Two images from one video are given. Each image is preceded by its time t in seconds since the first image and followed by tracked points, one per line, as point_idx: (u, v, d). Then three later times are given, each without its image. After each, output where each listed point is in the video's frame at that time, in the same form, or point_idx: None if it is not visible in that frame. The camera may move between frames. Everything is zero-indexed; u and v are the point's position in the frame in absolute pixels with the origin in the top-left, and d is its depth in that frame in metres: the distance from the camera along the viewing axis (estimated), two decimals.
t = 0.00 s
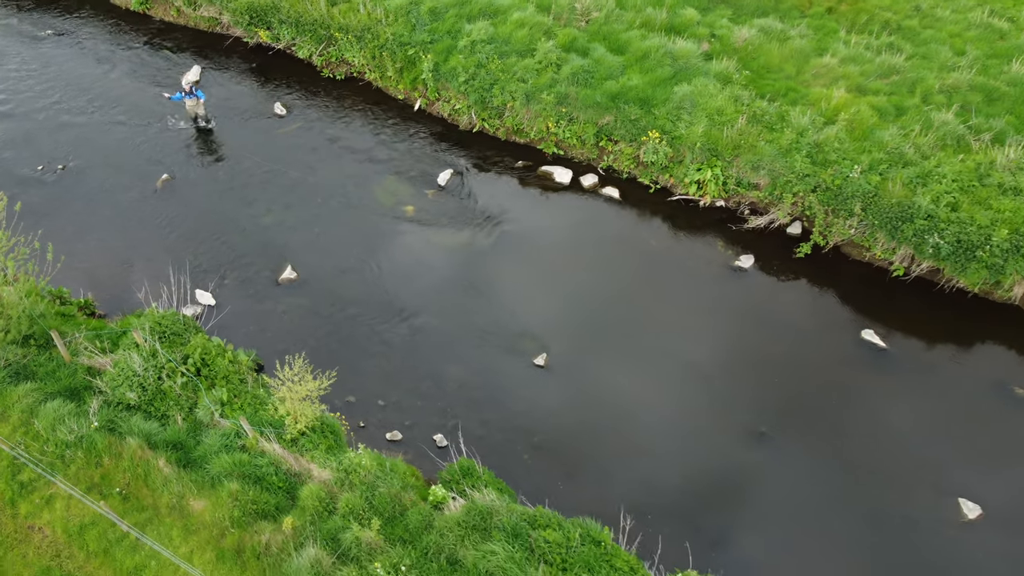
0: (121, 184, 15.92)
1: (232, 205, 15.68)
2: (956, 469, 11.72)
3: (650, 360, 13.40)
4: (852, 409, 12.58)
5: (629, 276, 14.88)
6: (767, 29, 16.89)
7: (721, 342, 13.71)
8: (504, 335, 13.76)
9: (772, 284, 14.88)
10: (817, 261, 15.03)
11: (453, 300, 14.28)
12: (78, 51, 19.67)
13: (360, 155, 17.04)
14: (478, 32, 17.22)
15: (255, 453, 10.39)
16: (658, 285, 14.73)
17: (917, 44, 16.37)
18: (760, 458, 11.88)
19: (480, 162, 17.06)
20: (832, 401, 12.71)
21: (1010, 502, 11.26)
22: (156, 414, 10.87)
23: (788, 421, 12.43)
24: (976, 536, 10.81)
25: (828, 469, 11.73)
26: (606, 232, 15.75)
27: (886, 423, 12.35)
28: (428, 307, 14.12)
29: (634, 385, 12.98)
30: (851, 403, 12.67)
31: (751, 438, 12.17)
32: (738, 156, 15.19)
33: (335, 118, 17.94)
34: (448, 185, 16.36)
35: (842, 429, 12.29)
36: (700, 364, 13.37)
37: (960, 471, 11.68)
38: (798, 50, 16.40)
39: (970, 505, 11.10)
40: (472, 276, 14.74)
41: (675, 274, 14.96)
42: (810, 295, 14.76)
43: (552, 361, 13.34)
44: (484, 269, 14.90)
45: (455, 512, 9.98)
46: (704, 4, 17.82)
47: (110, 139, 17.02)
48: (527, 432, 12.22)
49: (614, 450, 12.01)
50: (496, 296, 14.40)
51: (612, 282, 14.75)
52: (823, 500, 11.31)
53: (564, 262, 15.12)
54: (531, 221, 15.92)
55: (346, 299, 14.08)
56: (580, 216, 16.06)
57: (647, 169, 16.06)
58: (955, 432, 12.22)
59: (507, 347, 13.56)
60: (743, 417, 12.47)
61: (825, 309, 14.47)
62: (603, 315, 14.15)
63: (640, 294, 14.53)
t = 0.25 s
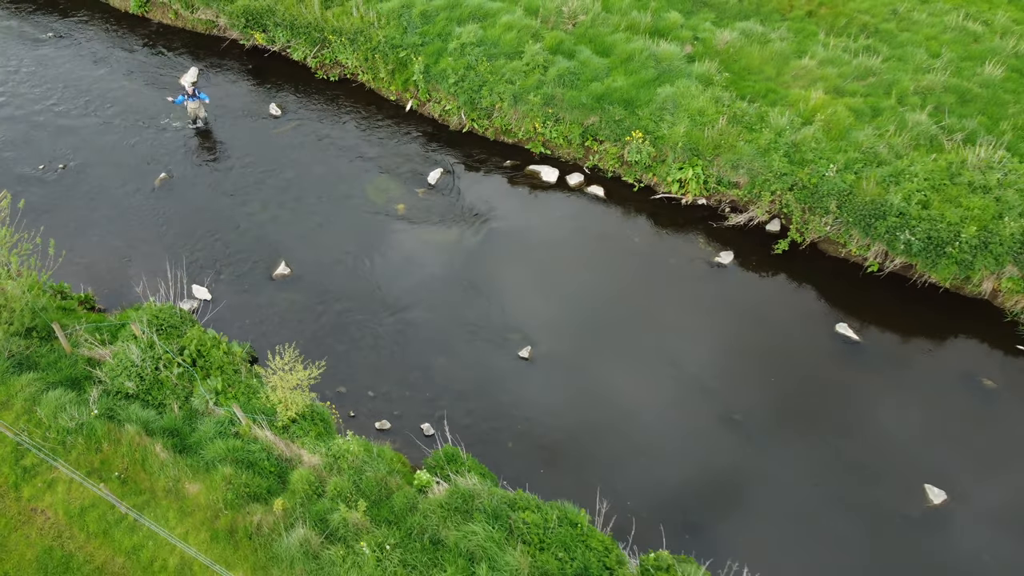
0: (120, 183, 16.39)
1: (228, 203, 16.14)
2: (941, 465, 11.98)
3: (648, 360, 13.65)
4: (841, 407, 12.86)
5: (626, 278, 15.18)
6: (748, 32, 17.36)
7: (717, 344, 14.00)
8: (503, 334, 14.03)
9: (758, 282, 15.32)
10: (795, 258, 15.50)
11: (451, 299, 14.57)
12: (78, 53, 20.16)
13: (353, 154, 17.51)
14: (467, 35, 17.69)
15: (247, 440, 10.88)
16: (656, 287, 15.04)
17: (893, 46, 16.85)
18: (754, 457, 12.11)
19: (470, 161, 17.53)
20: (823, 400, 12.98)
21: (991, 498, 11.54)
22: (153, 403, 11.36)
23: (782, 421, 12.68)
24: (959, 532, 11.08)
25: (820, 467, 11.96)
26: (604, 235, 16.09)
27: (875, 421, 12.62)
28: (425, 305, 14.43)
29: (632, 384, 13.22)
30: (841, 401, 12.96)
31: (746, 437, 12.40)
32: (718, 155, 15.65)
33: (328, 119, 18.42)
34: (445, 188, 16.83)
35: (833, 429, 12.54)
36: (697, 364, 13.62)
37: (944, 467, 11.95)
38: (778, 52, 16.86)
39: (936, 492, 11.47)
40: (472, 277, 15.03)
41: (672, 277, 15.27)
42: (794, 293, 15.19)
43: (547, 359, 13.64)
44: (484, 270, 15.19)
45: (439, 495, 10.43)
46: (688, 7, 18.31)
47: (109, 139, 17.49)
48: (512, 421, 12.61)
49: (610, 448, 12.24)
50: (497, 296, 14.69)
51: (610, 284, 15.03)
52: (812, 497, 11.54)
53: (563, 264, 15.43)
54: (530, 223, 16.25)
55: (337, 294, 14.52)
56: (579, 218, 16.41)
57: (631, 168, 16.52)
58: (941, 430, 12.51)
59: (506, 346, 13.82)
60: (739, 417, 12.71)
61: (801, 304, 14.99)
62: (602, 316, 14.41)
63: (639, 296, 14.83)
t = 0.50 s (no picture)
0: (121, 183, 16.95)
1: (225, 202, 16.69)
2: (931, 466, 12.41)
3: (648, 363, 14.04)
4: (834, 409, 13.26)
5: (626, 282, 15.59)
6: (729, 36, 17.93)
7: (714, 347, 14.41)
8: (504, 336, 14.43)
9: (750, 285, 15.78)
10: (772, 254, 16.06)
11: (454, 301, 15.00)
12: (80, 56, 20.72)
13: (347, 155, 18.06)
14: (458, 39, 18.25)
15: (243, 426, 11.44)
16: (655, 292, 15.44)
17: (870, 50, 17.42)
18: (750, 457, 12.53)
19: (460, 161, 18.09)
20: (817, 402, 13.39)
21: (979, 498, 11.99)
22: (153, 391, 11.92)
23: (777, 422, 13.09)
24: (948, 531, 11.51)
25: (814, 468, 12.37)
26: (604, 239, 16.50)
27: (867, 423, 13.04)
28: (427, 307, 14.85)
29: (632, 386, 13.62)
30: (835, 404, 13.36)
31: (741, 438, 12.82)
32: (699, 156, 16.21)
33: (323, 120, 18.98)
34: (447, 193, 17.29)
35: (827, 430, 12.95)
36: (695, 367, 14.02)
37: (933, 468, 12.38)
38: (758, 55, 17.42)
39: (902, 477, 12.10)
40: (475, 280, 15.44)
41: (671, 281, 15.69)
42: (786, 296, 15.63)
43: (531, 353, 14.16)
44: (486, 273, 15.60)
45: (425, 478, 10.99)
46: (672, 12, 18.89)
47: (111, 140, 18.04)
48: (497, 411, 13.17)
49: (610, 448, 12.63)
50: (499, 299, 15.10)
51: (610, 289, 15.45)
52: (807, 497, 11.95)
53: (563, 268, 15.85)
54: (530, 227, 16.67)
55: (331, 289, 15.07)
56: (579, 223, 16.82)
57: (615, 168, 17.07)
58: (930, 432, 12.93)
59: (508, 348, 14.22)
60: (735, 418, 13.11)
61: (780, 300, 15.53)
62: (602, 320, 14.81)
63: (639, 300, 15.22)
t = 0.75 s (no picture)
0: (123, 182, 17.55)
1: (224, 200, 17.30)
2: (925, 467, 12.67)
3: (646, 365, 14.39)
4: (829, 410, 13.59)
5: (625, 286, 16.00)
6: (712, 39, 18.52)
7: (712, 349, 14.78)
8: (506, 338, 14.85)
9: (745, 289, 16.23)
10: (751, 251, 16.65)
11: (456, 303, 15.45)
12: (84, 59, 21.36)
13: (341, 155, 18.66)
14: (449, 42, 18.86)
15: (240, 413, 12.04)
16: (654, 296, 15.85)
17: (847, 54, 18.04)
18: (746, 456, 12.84)
19: (451, 161, 18.69)
20: (811, 403, 13.73)
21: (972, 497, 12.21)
22: (155, 380, 12.54)
23: (772, 422, 13.42)
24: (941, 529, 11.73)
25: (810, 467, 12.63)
26: (605, 245, 16.95)
27: (861, 423, 13.35)
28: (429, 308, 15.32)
29: (631, 387, 13.96)
30: (830, 405, 13.69)
31: (739, 438, 13.13)
32: (681, 155, 16.80)
33: (319, 121, 19.59)
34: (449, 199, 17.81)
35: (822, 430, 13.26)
36: (693, 369, 14.35)
37: (927, 468, 12.64)
38: (739, 58, 18.02)
39: (869, 462, 12.52)
40: (477, 283, 15.87)
41: (669, 286, 16.11)
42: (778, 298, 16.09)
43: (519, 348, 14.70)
44: (488, 276, 16.05)
45: (413, 461, 11.57)
46: (657, 16, 19.51)
47: (113, 140, 18.66)
48: (484, 399, 13.70)
49: (613, 449, 12.89)
50: (500, 302, 15.52)
51: (609, 292, 15.85)
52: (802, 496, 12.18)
53: (564, 272, 16.29)
54: (531, 232, 17.14)
55: (325, 284, 15.65)
56: (579, 228, 17.30)
57: (601, 167, 17.65)
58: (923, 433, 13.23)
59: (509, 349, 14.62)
60: (732, 419, 13.43)
61: (758, 295, 16.16)
62: (602, 323, 15.20)
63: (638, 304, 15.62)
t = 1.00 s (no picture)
0: (126, 180, 18.19)
1: (223, 198, 17.93)
2: (925, 470, 13.05)
3: (651, 370, 14.75)
4: (829, 414, 13.96)
5: (630, 292, 16.38)
6: (695, 43, 19.18)
7: (714, 354, 15.15)
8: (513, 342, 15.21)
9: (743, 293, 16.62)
10: (731, 246, 17.28)
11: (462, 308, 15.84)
12: (88, 62, 22.03)
13: (337, 154, 19.30)
14: (441, 46, 19.51)
15: (238, 399, 12.69)
16: (658, 301, 16.23)
17: (825, 56, 18.69)
18: (749, 459, 13.20)
19: (443, 160, 19.32)
20: (811, 406, 14.11)
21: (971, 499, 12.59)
22: (157, 368, 13.20)
23: (774, 426, 13.78)
24: (941, 531, 12.09)
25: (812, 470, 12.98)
26: (608, 251, 17.35)
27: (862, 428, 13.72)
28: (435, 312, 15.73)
29: (636, 391, 14.31)
30: (831, 409, 14.06)
31: (742, 439, 13.55)
32: (663, 155, 17.44)
33: (315, 122, 20.22)
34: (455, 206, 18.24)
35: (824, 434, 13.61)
36: (697, 374, 14.74)
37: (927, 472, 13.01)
38: (720, 61, 18.67)
39: (839, 448, 13.25)
40: (483, 289, 16.27)
41: (672, 292, 16.51)
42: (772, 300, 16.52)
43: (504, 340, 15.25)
44: (494, 282, 16.47)
45: (402, 444, 12.20)
46: (642, 20, 20.17)
47: (116, 140, 19.29)
48: (472, 389, 14.29)
49: (619, 448, 13.28)
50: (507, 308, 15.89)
51: (612, 298, 16.24)
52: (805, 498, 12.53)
53: (569, 278, 16.68)
54: (535, 238, 17.59)
55: (320, 278, 16.26)
56: (583, 235, 17.71)
57: (587, 166, 18.30)
58: (922, 436, 13.62)
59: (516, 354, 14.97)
60: (735, 421, 13.85)
61: (738, 290, 16.74)
62: (607, 328, 15.57)
63: (642, 310, 16.00)
